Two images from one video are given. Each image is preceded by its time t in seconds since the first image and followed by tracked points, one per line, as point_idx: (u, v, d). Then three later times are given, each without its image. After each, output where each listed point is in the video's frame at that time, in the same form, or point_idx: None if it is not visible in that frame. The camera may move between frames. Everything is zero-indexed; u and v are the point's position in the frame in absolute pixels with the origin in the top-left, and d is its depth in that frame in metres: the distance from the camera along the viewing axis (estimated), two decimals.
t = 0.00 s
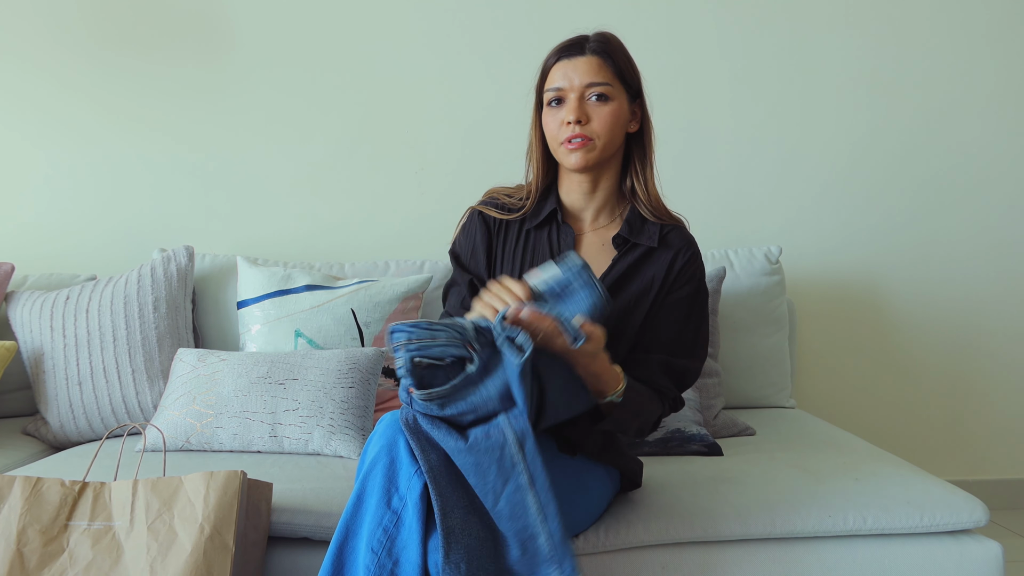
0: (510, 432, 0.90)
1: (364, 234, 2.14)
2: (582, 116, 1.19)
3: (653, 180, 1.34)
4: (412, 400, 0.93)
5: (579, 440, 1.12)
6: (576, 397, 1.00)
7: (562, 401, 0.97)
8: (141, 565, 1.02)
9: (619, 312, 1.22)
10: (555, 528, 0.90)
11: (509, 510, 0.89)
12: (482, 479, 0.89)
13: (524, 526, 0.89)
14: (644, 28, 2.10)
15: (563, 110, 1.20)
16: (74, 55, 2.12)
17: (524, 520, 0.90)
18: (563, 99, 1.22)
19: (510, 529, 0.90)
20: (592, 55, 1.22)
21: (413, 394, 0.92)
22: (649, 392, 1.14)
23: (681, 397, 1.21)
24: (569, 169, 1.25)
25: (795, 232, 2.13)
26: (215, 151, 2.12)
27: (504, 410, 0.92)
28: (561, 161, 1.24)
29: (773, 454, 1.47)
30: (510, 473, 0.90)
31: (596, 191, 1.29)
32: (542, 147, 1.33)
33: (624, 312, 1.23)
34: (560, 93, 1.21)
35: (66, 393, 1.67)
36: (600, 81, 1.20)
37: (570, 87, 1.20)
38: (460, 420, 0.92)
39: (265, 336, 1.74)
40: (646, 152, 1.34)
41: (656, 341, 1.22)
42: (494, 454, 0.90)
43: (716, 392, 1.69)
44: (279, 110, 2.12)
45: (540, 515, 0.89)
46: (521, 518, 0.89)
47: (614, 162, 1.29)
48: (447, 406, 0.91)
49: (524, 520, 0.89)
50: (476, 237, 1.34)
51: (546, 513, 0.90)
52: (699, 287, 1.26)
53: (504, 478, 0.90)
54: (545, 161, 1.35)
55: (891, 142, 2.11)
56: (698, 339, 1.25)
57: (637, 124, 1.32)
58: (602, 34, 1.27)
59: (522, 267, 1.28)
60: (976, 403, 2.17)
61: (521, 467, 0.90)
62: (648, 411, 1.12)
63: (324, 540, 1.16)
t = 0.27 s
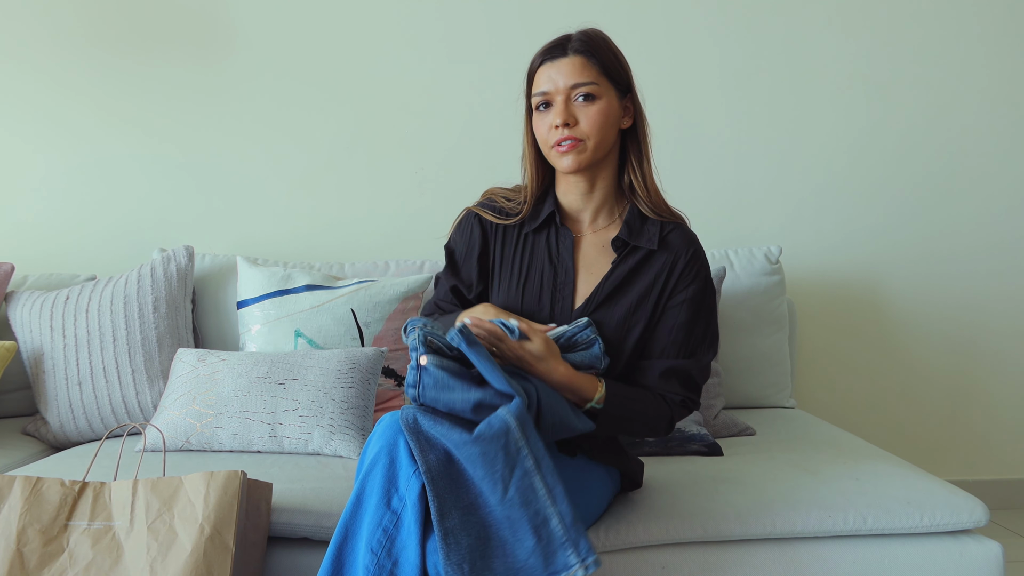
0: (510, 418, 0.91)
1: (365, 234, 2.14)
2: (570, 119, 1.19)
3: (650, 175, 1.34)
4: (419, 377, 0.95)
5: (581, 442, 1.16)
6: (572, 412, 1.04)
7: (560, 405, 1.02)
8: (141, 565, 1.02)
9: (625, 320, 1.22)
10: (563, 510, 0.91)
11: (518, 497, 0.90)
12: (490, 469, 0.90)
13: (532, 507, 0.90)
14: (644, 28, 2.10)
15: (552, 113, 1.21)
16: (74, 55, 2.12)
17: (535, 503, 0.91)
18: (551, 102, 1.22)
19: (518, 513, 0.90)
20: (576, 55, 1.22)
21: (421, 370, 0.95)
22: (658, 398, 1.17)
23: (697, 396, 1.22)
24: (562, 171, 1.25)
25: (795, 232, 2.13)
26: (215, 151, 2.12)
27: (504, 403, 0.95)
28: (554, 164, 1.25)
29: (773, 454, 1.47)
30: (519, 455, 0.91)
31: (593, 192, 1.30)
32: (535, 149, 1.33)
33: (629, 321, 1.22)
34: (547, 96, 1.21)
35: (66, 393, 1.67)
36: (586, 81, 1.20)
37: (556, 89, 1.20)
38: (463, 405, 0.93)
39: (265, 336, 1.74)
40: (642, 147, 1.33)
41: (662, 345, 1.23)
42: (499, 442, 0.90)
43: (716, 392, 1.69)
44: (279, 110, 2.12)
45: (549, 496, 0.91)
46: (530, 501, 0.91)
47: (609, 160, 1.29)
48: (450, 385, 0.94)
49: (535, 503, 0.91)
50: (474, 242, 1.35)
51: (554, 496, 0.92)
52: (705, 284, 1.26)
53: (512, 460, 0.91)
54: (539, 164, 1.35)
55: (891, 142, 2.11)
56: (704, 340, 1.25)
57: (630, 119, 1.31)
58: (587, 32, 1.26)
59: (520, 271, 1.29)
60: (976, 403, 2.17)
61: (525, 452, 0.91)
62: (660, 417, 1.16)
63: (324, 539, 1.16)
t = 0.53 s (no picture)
0: (508, 411, 0.95)
1: (365, 234, 2.14)
2: (557, 124, 1.19)
3: (644, 180, 1.33)
4: (411, 380, 0.99)
5: (575, 441, 1.15)
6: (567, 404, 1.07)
7: (553, 396, 1.05)
8: (140, 565, 1.02)
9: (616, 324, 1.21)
10: (564, 507, 0.93)
11: (518, 493, 0.92)
12: (489, 464, 0.91)
13: (530, 506, 0.92)
14: (644, 27, 2.10)
15: (540, 117, 1.21)
16: (74, 56, 2.12)
17: (533, 500, 0.92)
18: (540, 106, 1.22)
19: (515, 511, 0.91)
20: (566, 59, 1.21)
21: (411, 373, 1.00)
22: (643, 403, 1.18)
23: (683, 404, 1.23)
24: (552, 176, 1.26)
25: (795, 232, 2.13)
26: (214, 151, 2.13)
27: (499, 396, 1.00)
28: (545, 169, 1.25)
29: (773, 454, 1.47)
30: (517, 454, 0.93)
31: (586, 196, 1.29)
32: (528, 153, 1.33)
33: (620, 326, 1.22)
34: (537, 100, 1.22)
35: (66, 393, 1.67)
36: (575, 85, 1.19)
37: (545, 94, 1.21)
38: (459, 400, 0.98)
39: (265, 336, 1.74)
40: (636, 151, 1.31)
41: (651, 351, 1.23)
42: (499, 435, 0.93)
43: (716, 392, 1.69)
44: (279, 110, 2.12)
45: (547, 494, 0.93)
46: (526, 499, 0.92)
47: (602, 164, 1.28)
48: (442, 383, 0.99)
49: (533, 500, 0.92)
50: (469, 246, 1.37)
51: (552, 494, 0.93)
52: (698, 291, 1.24)
53: (512, 460, 0.93)
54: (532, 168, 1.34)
55: (891, 142, 2.11)
56: (696, 347, 1.24)
57: (625, 123, 1.30)
58: (579, 34, 1.25)
59: (512, 274, 1.30)
60: (976, 404, 2.17)
61: (524, 447, 0.94)
62: (642, 421, 1.17)
63: (324, 539, 1.16)
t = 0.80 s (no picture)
0: (509, 419, 0.95)
1: (365, 234, 2.14)
2: (530, 123, 1.22)
3: (637, 178, 1.31)
4: (412, 381, 1.00)
5: (576, 441, 1.15)
6: (570, 402, 1.07)
7: (557, 396, 1.05)
8: (141, 565, 1.02)
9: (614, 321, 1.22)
10: (560, 517, 0.93)
11: (515, 501, 0.91)
12: (486, 471, 0.91)
13: (526, 514, 0.92)
14: (644, 28, 2.10)
15: (518, 116, 1.24)
16: (74, 56, 2.12)
17: (529, 508, 0.92)
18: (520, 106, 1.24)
19: (512, 518, 0.91)
20: (547, 58, 1.22)
21: (412, 375, 1.00)
22: (647, 399, 1.17)
23: (685, 399, 1.22)
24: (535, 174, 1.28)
25: (795, 232, 2.13)
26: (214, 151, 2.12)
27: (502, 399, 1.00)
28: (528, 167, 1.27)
29: (773, 454, 1.47)
30: (515, 463, 0.93)
31: (575, 194, 1.29)
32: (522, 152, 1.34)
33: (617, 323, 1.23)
34: (517, 99, 1.24)
35: (66, 393, 1.67)
36: (550, 85, 1.20)
37: (523, 94, 1.23)
38: (459, 402, 0.98)
39: (265, 336, 1.74)
40: (623, 148, 1.28)
41: (649, 349, 1.23)
42: (498, 443, 0.93)
43: (716, 392, 1.69)
44: (279, 110, 2.12)
45: (543, 503, 0.93)
46: (523, 507, 0.92)
47: (589, 163, 1.28)
48: (443, 385, 0.99)
49: (529, 508, 0.92)
50: (465, 243, 1.35)
51: (548, 503, 0.93)
52: (693, 287, 1.25)
53: (510, 468, 0.93)
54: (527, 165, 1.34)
55: (891, 142, 2.11)
56: (694, 344, 1.25)
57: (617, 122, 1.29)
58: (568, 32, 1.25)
59: (510, 271, 1.30)
60: (976, 404, 2.17)
61: (523, 456, 0.94)
62: (648, 419, 1.16)
63: (324, 539, 1.16)
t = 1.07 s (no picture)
0: (505, 403, 0.95)
1: (365, 234, 2.14)
2: (524, 119, 1.21)
3: (630, 177, 1.31)
4: (405, 381, 0.99)
5: (576, 441, 1.15)
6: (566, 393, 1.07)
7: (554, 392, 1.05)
8: (141, 565, 1.02)
9: (612, 317, 1.22)
10: (568, 495, 0.93)
11: (521, 484, 0.92)
12: (490, 458, 0.91)
13: (534, 495, 0.92)
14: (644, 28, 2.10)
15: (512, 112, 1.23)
16: (74, 56, 2.12)
17: (536, 490, 0.92)
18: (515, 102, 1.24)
19: (520, 502, 0.91)
20: (542, 55, 1.22)
21: (406, 374, 1.00)
22: (646, 395, 1.18)
23: (683, 395, 1.22)
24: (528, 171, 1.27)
25: (794, 232, 2.13)
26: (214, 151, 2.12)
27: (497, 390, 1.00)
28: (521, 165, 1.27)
29: (773, 454, 1.47)
30: (518, 446, 0.94)
31: (569, 193, 1.29)
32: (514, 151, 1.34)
33: (614, 319, 1.22)
34: (512, 95, 1.24)
35: (66, 393, 1.67)
36: (545, 81, 1.20)
37: (517, 90, 1.23)
38: (454, 397, 0.98)
39: (265, 336, 1.74)
40: (616, 149, 1.29)
41: (647, 345, 1.23)
42: (498, 429, 0.93)
43: (716, 392, 1.69)
44: (280, 111, 2.12)
45: (550, 482, 0.93)
46: (530, 489, 0.92)
47: (583, 161, 1.28)
48: (437, 381, 0.99)
49: (536, 490, 0.92)
50: (458, 244, 1.35)
51: (555, 482, 0.94)
52: (690, 282, 1.25)
53: (512, 452, 0.93)
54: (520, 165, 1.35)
55: (891, 142, 2.11)
56: (692, 338, 1.25)
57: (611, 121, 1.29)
58: (563, 32, 1.26)
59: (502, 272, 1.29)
60: (975, 404, 2.17)
61: (524, 438, 0.94)
62: (649, 415, 1.16)
63: (324, 539, 1.16)
